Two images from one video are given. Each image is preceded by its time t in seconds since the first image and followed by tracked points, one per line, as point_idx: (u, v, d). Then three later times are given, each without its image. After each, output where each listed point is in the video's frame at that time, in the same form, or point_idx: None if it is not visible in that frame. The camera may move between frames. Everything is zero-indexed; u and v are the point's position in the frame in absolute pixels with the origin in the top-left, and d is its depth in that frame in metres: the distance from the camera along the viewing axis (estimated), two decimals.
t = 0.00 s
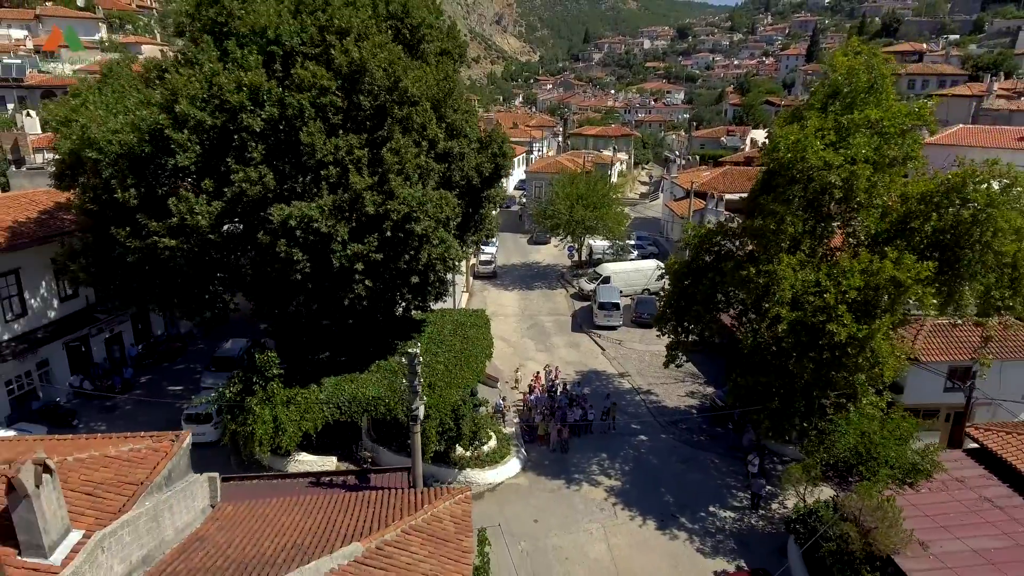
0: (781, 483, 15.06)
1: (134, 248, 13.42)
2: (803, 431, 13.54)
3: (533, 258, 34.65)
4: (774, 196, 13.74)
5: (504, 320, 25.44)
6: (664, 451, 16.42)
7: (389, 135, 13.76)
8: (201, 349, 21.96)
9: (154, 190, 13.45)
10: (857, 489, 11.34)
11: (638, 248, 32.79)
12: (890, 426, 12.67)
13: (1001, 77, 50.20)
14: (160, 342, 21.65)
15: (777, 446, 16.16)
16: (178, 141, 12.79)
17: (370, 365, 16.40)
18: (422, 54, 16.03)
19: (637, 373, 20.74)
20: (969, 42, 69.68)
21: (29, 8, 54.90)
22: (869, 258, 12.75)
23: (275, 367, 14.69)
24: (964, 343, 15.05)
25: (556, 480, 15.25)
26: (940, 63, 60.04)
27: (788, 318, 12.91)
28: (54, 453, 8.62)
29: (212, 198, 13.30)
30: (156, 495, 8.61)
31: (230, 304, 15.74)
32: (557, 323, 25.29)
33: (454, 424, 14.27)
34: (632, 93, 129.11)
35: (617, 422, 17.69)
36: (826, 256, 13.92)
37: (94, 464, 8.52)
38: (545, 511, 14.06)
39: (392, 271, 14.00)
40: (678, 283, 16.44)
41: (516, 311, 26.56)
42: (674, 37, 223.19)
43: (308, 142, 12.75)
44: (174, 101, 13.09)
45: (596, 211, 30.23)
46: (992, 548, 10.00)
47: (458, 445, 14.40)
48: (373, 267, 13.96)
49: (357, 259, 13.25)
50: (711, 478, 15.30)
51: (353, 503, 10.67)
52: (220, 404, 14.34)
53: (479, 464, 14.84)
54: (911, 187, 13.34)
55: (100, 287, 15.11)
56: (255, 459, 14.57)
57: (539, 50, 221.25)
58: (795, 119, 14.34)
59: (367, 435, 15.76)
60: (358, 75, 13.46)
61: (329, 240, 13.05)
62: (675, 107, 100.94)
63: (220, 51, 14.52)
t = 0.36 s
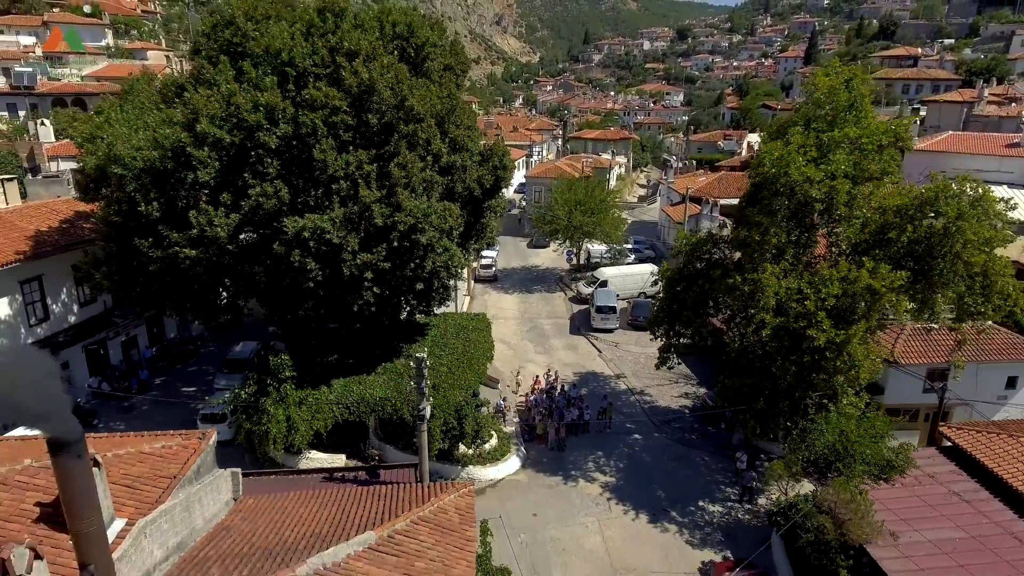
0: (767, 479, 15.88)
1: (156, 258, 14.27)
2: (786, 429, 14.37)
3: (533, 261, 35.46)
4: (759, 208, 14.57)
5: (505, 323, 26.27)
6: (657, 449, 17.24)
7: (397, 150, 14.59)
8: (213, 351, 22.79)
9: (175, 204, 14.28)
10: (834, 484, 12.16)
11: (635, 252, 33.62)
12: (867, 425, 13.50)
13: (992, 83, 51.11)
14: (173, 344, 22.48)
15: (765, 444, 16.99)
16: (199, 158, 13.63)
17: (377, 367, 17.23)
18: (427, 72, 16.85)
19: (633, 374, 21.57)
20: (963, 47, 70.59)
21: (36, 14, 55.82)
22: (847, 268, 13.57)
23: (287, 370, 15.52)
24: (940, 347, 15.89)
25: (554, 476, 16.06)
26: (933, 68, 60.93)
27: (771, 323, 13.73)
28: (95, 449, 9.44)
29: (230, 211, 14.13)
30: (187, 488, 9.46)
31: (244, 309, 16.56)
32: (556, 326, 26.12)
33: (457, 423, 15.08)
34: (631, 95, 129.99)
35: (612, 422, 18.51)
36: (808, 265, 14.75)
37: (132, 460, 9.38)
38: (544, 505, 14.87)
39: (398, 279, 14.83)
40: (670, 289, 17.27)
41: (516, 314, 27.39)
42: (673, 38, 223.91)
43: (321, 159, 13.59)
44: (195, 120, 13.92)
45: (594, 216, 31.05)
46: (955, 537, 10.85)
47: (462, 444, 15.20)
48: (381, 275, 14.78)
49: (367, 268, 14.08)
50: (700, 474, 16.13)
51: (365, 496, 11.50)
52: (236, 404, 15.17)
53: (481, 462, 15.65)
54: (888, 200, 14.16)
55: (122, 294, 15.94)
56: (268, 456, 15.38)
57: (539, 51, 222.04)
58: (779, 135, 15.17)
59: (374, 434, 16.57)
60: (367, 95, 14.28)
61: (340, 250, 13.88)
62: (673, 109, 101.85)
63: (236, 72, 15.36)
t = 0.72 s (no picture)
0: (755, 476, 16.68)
1: (175, 267, 15.11)
2: (771, 428, 15.19)
3: (533, 265, 36.27)
4: (746, 219, 15.37)
5: (505, 326, 27.07)
6: (651, 447, 18.05)
7: (402, 164, 15.40)
8: (223, 354, 23.61)
9: (193, 216, 15.11)
10: (814, 480, 12.95)
11: (632, 256, 34.43)
12: (847, 423, 14.31)
13: (985, 89, 51.96)
14: (185, 347, 23.31)
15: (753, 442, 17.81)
16: (217, 173, 14.46)
17: (383, 369, 18.05)
18: (430, 88, 17.67)
19: (629, 375, 22.37)
20: (958, 51, 71.36)
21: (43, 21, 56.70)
22: (828, 275, 14.40)
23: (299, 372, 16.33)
24: (920, 350, 16.70)
25: (552, 474, 16.85)
26: (928, 73, 61.80)
27: (756, 328, 14.55)
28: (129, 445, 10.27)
29: (245, 222, 14.95)
30: (212, 480, 10.27)
31: (256, 314, 17.35)
32: (554, 328, 26.92)
33: (460, 423, 15.90)
34: (630, 97, 130.72)
35: (608, 422, 19.31)
36: (793, 272, 15.57)
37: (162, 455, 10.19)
38: (542, 501, 15.66)
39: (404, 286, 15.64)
40: (664, 294, 18.05)
41: (516, 317, 28.20)
42: (672, 39, 224.93)
43: (331, 174, 14.42)
44: (213, 137, 14.75)
45: (592, 222, 31.85)
46: (923, 529, 11.68)
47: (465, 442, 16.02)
48: (388, 282, 15.59)
49: (374, 277, 14.88)
50: (692, 472, 16.93)
51: (375, 491, 12.32)
52: (251, 405, 15.98)
53: (483, 459, 16.47)
54: (867, 211, 14.98)
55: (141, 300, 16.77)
56: (280, 455, 16.17)
57: (539, 53, 222.79)
58: (765, 150, 15.98)
59: (380, 433, 17.39)
60: (375, 112, 15.10)
61: (349, 259, 14.67)
62: (672, 111, 102.68)
63: (249, 90, 16.20)
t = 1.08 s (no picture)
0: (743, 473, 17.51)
1: (191, 274, 15.94)
2: (757, 427, 16.00)
3: (532, 268, 37.07)
4: (734, 228, 16.18)
5: (505, 328, 27.90)
6: (645, 445, 18.89)
7: (407, 177, 16.22)
8: (232, 356, 24.43)
9: (209, 226, 15.93)
10: (795, 477, 13.76)
11: (629, 259, 35.24)
12: (828, 423, 15.12)
13: (977, 95, 52.82)
14: (196, 349, 24.14)
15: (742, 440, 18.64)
16: (232, 186, 15.27)
17: (388, 371, 18.86)
18: (432, 102, 18.50)
19: (624, 377, 23.20)
20: (953, 56, 72.22)
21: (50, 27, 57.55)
22: (811, 282, 15.21)
23: (309, 374, 17.15)
24: (901, 353, 17.51)
25: (550, 471, 17.67)
26: (923, 78, 62.65)
27: (743, 332, 15.36)
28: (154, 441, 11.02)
29: (258, 232, 15.75)
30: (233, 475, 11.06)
31: (267, 318, 18.18)
32: (553, 331, 27.75)
33: (462, 422, 16.72)
34: (629, 98, 131.51)
35: (604, 421, 20.13)
36: (779, 279, 16.38)
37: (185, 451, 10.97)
38: (540, 497, 16.48)
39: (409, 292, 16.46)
40: (657, 299, 18.84)
41: (515, 319, 29.01)
42: (672, 41, 225.65)
43: (340, 187, 15.25)
44: (228, 151, 15.55)
45: (589, 227, 32.64)
46: (892, 522, 12.53)
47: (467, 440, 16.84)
48: (394, 289, 16.39)
49: (380, 284, 15.69)
50: (683, 469, 17.75)
51: (383, 486, 13.14)
52: (263, 405, 16.79)
53: (483, 457, 17.28)
54: (849, 222, 15.79)
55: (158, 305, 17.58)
56: (290, 452, 16.99)
57: (540, 54, 223.58)
58: (752, 163, 16.80)
59: (386, 432, 18.22)
60: (381, 128, 15.93)
61: (357, 267, 15.49)
62: (671, 114, 103.48)
63: (261, 105, 17.03)
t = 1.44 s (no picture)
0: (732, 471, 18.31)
1: (206, 282, 16.78)
2: (745, 428, 16.81)
3: (531, 272, 37.88)
4: (723, 238, 16.99)
5: (505, 332, 28.73)
6: (639, 445, 19.72)
7: (411, 190, 17.03)
8: (241, 359, 25.27)
9: (222, 236, 16.73)
10: (778, 475, 14.58)
11: (626, 264, 36.05)
12: (811, 424, 15.92)
13: (970, 100, 53.57)
14: (206, 352, 24.99)
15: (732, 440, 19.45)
16: (245, 199, 16.08)
17: (393, 374, 19.64)
18: (435, 118, 19.32)
19: (620, 379, 24.01)
20: (948, 60, 73.03)
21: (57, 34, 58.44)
22: (795, 291, 16.03)
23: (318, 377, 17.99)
24: (883, 356, 18.34)
25: (548, 470, 18.49)
26: (918, 83, 63.44)
27: (731, 337, 16.16)
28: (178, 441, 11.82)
29: (269, 242, 16.55)
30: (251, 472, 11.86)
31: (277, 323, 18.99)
32: (551, 334, 28.58)
33: (464, 423, 17.53)
34: (628, 100, 132.27)
35: (600, 422, 20.95)
36: (766, 287, 17.19)
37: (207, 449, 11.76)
38: (538, 494, 17.31)
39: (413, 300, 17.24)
40: (651, 305, 19.65)
41: (515, 323, 29.84)
42: (671, 42, 226.48)
43: (348, 200, 16.07)
44: (242, 166, 16.37)
45: (587, 232, 33.45)
46: (863, 518, 13.40)
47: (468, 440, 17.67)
48: (399, 296, 17.17)
49: (386, 292, 16.48)
50: (675, 467, 18.57)
51: (389, 483, 13.98)
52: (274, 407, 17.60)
53: (484, 456, 18.11)
54: (832, 233, 16.60)
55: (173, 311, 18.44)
56: (300, 451, 17.82)
57: (540, 56, 224.14)
58: (740, 176, 17.63)
59: (391, 432, 19.05)
60: (387, 143, 16.75)
61: (364, 276, 16.29)
62: (670, 116, 104.32)
63: (272, 121, 17.84)
